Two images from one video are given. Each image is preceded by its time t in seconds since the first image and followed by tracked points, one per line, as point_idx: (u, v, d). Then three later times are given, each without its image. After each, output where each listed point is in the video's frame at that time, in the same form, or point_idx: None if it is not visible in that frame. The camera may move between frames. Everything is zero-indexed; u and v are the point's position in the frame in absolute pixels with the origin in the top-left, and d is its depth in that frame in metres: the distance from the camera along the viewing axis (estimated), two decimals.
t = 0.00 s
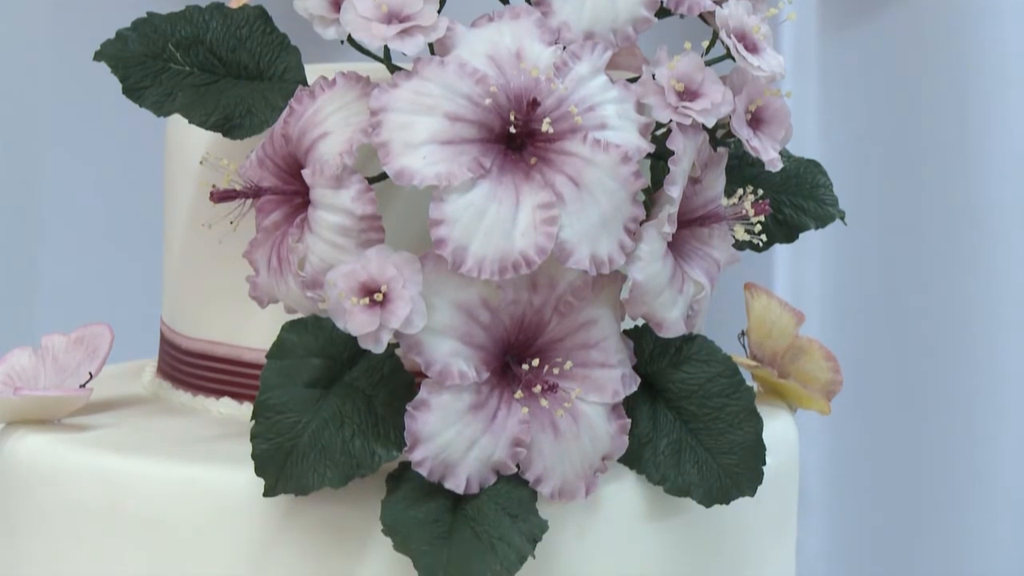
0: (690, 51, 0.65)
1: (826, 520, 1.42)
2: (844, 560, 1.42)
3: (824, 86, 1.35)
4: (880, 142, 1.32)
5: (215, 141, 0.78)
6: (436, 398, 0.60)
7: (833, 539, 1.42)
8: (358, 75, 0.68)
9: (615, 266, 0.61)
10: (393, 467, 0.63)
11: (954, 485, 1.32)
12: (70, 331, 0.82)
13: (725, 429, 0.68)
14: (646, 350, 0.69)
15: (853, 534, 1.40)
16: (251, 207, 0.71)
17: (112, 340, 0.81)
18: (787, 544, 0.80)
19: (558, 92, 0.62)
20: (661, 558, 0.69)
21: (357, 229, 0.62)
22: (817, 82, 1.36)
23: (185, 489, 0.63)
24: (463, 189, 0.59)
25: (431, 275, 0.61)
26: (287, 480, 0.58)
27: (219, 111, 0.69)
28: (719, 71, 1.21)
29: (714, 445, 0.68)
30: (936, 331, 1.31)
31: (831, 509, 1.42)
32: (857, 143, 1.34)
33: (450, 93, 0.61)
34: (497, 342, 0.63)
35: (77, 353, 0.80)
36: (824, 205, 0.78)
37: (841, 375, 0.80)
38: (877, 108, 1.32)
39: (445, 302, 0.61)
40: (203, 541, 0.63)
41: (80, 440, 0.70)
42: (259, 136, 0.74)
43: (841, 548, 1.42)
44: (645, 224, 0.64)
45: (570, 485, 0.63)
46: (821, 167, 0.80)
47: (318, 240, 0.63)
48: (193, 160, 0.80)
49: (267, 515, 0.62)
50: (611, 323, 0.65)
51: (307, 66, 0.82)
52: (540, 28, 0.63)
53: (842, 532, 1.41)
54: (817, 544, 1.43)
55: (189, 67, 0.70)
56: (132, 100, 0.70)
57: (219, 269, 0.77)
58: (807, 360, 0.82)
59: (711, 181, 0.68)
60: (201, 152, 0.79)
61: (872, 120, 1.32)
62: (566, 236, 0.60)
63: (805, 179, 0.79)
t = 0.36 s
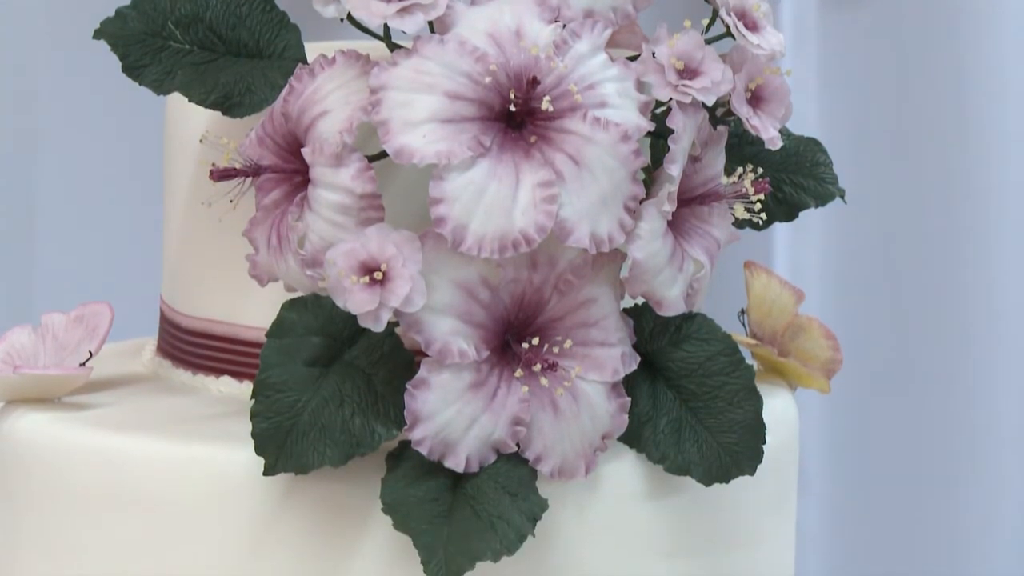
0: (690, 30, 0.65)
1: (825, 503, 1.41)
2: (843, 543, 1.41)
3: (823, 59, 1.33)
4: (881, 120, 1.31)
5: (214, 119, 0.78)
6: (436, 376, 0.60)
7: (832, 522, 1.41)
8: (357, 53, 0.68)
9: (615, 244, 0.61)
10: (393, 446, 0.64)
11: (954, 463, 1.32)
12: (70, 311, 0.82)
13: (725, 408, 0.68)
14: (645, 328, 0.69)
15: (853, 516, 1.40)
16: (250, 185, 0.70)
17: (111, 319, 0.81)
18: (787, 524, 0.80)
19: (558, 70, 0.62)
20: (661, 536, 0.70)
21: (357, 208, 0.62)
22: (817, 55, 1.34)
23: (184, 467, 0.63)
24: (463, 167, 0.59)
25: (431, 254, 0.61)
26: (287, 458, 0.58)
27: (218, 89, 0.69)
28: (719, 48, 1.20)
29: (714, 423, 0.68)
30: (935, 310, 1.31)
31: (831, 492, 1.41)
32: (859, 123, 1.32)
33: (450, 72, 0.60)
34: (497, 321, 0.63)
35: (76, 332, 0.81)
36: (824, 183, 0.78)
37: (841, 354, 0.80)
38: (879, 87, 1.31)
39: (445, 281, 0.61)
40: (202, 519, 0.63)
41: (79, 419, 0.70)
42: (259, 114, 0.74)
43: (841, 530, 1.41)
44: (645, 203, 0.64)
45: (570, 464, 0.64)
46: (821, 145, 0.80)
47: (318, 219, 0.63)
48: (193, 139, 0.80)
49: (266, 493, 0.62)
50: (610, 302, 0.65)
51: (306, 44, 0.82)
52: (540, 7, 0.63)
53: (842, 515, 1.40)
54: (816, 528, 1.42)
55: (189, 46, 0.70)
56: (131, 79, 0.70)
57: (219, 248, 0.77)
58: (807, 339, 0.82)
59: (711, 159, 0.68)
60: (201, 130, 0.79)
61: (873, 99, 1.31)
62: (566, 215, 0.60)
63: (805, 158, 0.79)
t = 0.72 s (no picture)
0: (690, 19, 0.65)
1: (825, 493, 1.41)
2: (844, 532, 1.41)
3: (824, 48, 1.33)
4: (880, 110, 1.31)
5: (214, 109, 0.77)
6: (436, 365, 0.60)
7: (831, 511, 1.41)
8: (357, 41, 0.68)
9: (615, 234, 0.61)
10: (393, 435, 0.64)
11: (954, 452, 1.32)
12: (69, 300, 0.82)
13: (725, 397, 0.68)
14: (645, 318, 0.69)
15: (852, 506, 1.40)
16: (250, 174, 0.70)
17: (111, 308, 0.81)
18: (788, 513, 0.80)
19: (558, 59, 0.62)
20: (661, 525, 0.70)
21: (357, 197, 0.62)
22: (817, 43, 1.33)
23: (183, 457, 0.64)
24: (463, 156, 0.59)
25: (431, 243, 0.61)
26: (287, 448, 0.59)
27: (218, 78, 0.69)
28: (719, 37, 1.19)
29: (714, 412, 0.68)
30: (935, 299, 1.31)
31: (831, 482, 1.40)
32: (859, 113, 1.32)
33: (450, 61, 0.60)
34: (496, 310, 0.63)
35: (76, 321, 0.81)
36: (824, 172, 0.78)
37: (841, 343, 0.81)
38: (879, 76, 1.30)
39: (445, 270, 0.61)
40: (201, 509, 0.63)
41: (79, 408, 0.70)
42: (259, 103, 0.74)
43: (841, 519, 1.41)
44: (645, 192, 0.64)
45: (570, 453, 0.64)
46: (821, 134, 0.79)
47: (318, 208, 0.63)
48: (192, 128, 0.80)
49: (266, 483, 0.63)
50: (610, 291, 0.65)
51: (306, 33, 0.82)
52: None
53: (841, 504, 1.40)
54: (816, 517, 1.42)
55: (188, 34, 0.70)
56: (131, 68, 0.69)
57: (219, 237, 0.77)
58: (807, 328, 0.82)
59: (711, 148, 0.68)
60: (200, 119, 0.79)
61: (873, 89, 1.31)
62: (566, 204, 0.60)
63: (805, 147, 0.78)
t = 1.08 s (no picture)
0: (689, 9, 0.65)
1: (825, 483, 1.40)
2: (844, 523, 1.40)
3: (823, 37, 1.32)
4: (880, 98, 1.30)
5: (213, 99, 0.77)
6: (435, 356, 0.60)
7: (832, 502, 1.40)
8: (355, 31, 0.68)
9: (613, 224, 0.61)
10: (392, 426, 0.64)
11: (954, 440, 1.32)
12: (68, 290, 0.82)
13: (723, 387, 0.68)
14: (644, 308, 0.70)
15: (852, 497, 1.39)
16: (248, 164, 0.70)
17: (111, 298, 0.81)
18: (786, 503, 0.81)
19: (556, 49, 0.62)
20: (659, 515, 0.70)
21: (356, 187, 0.62)
22: (816, 33, 1.32)
23: (183, 447, 0.64)
24: (462, 146, 0.59)
25: (430, 233, 0.61)
26: (285, 438, 0.59)
27: (217, 68, 0.69)
28: (718, 28, 1.19)
29: (713, 403, 0.68)
30: (935, 287, 1.31)
31: (831, 473, 1.40)
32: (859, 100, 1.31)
33: (448, 51, 0.60)
34: (495, 300, 0.63)
35: (75, 311, 0.81)
36: (823, 162, 0.78)
37: (840, 334, 0.81)
38: (879, 67, 1.30)
39: (444, 260, 0.61)
40: (201, 501, 0.64)
41: (78, 399, 0.70)
42: (257, 93, 0.74)
43: (841, 510, 1.40)
44: (643, 182, 0.64)
45: (569, 443, 0.64)
46: (820, 124, 0.79)
47: (316, 198, 0.63)
48: (191, 119, 0.80)
49: (265, 473, 0.63)
50: (609, 282, 0.65)
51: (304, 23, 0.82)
52: None
53: (841, 495, 1.40)
54: (816, 509, 1.41)
55: (187, 25, 0.69)
56: (129, 58, 0.69)
57: (218, 228, 0.77)
58: (806, 317, 0.82)
59: (710, 138, 0.68)
60: (199, 109, 0.79)
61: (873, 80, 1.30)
62: (564, 194, 0.60)
63: (804, 137, 0.78)
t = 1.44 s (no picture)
0: None
1: (824, 466, 1.41)
2: (844, 505, 1.41)
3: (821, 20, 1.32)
4: (881, 79, 1.30)
5: (211, 81, 0.77)
6: (434, 338, 0.60)
7: (831, 485, 1.41)
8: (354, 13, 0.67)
9: (612, 206, 0.61)
10: (391, 408, 0.64)
11: (954, 423, 1.32)
12: (67, 273, 0.82)
13: (722, 370, 0.68)
14: (643, 290, 0.70)
15: (852, 478, 1.40)
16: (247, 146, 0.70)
17: (110, 280, 0.81)
18: (785, 485, 0.81)
19: (556, 32, 0.62)
20: (658, 497, 0.70)
21: (354, 169, 0.62)
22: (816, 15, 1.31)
23: (183, 429, 0.64)
24: (461, 128, 0.59)
25: (429, 216, 0.61)
26: (285, 420, 0.59)
27: (216, 51, 0.68)
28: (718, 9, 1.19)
29: (712, 385, 0.68)
30: (935, 269, 1.30)
31: (831, 455, 1.40)
32: (859, 83, 1.31)
33: (447, 33, 0.60)
34: (494, 282, 0.63)
35: (74, 293, 0.81)
36: (822, 144, 0.78)
37: (839, 316, 0.82)
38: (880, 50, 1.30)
39: (443, 243, 0.61)
40: (201, 484, 0.64)
41: (78, 381, 0.71)
42: (256, 76, 0.73)
43: (841, 493, 1.40)
44: (642, 164, 0.64)
45: (568, 425, 0.64)
46: (819, 107, 0.79)
47: (315, 181, 0.63)
48: (189, 101, 0.80)
49: (265, 455, 0.63)
50: (608, 264, 0.65)
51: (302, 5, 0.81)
52: None
53: (841, 477, 1.40)
54: (815, 491, 1.42)
55: (185, 6, 0.69)
56: (129, 40, 0.69)
57: (217, 210, 0.77)
58: (805, 300, 0.83)
59: (709, 121, 0.67)
60: (197, 92, 0.79)
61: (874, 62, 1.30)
62: (564, 176, 0.60)
63: (804, 120, 0.78)
